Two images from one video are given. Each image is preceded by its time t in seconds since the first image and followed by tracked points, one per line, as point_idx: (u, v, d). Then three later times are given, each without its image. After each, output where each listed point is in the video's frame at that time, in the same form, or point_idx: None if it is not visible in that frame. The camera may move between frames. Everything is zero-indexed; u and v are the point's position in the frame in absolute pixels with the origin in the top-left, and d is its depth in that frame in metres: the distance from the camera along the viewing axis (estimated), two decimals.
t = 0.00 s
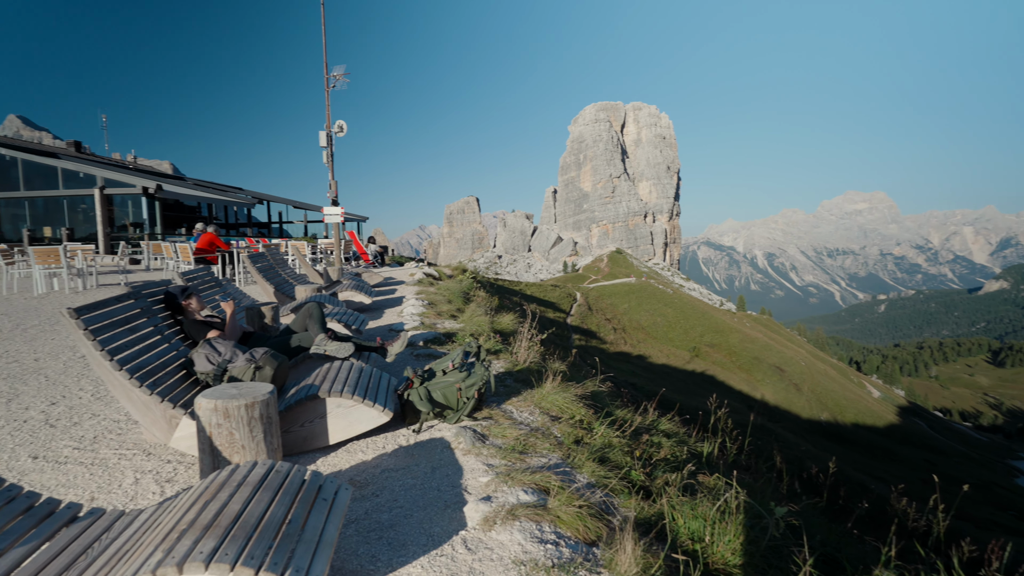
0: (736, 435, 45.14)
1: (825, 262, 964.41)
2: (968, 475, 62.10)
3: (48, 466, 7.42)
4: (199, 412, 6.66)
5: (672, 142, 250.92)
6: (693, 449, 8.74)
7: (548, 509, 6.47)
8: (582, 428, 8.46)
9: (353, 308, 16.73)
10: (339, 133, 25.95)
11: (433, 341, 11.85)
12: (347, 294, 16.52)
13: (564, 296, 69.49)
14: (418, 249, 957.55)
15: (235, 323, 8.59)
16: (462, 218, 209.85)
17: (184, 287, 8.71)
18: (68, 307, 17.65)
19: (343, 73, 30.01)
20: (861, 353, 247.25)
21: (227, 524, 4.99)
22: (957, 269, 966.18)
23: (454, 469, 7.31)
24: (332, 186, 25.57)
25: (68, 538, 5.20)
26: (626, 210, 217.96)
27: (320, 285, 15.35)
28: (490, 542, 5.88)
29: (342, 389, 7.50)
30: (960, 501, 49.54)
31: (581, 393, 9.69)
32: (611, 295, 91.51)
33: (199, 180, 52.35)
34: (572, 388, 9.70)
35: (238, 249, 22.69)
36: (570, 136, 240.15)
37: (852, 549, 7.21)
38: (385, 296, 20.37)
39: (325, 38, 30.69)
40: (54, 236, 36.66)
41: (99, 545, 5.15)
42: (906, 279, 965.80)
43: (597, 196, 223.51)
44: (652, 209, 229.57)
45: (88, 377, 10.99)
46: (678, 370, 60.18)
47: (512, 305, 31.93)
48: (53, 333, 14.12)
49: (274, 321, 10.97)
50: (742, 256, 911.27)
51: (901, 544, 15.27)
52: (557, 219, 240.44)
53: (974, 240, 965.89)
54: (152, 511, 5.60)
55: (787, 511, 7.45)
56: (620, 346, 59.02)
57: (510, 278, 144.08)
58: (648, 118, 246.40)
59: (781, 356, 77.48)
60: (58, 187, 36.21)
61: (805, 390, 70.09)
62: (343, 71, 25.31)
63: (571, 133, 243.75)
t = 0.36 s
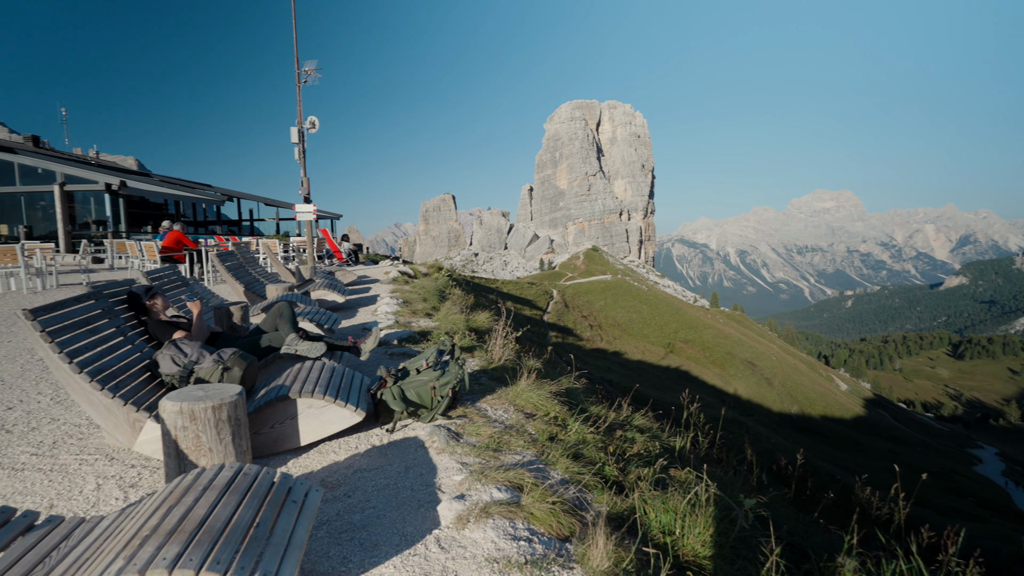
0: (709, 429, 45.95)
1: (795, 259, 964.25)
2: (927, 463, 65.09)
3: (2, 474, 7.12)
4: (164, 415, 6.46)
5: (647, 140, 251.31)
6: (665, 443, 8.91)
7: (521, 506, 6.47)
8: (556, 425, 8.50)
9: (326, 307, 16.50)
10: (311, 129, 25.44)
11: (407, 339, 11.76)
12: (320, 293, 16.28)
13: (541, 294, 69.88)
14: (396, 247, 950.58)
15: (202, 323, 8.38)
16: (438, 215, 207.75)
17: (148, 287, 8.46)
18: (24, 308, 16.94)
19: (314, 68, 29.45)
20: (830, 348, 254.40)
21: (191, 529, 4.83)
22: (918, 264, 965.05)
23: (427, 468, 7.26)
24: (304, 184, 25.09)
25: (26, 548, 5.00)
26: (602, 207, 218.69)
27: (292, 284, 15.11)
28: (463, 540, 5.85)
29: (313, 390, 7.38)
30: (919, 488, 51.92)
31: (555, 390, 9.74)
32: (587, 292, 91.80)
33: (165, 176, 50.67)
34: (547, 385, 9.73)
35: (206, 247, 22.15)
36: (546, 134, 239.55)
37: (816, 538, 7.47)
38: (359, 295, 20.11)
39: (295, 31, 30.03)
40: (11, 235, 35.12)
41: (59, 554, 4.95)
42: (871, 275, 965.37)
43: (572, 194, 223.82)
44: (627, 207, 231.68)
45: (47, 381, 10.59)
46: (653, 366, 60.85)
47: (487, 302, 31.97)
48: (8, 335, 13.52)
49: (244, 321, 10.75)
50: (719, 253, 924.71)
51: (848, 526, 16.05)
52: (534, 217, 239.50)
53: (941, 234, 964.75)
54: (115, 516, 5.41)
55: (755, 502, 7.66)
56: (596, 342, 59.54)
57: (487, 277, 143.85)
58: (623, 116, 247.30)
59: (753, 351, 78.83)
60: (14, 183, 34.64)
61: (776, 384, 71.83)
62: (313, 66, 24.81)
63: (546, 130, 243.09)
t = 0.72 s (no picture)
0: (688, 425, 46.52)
1: (770, 257, 963.93)
2: (899, 454, 67.23)
3: None
4: (134, 419, 6.28)
5: (626, 139, 252.38)
6: (644, 439, 9.04)
7: (500, 504, 6.46)
8: (536, 423, 8.52)
9: (303, 308, 16.32)
10: (287, 127, 25.06)
11: (386, 339, 11.69)
12: (297, 294, 16.09)
13: (522, 292, 70.04)
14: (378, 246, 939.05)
15: (175, 325, 8.23)
16: (418, 214, 205.57)
17: (117, 288, 8.26)
18: None
19: (291, 66, 29.05)
20: (805, 343, 259.48)
21: (163, 535, 4.70)
22: (889, 261, 962.65)
23: (406, 468, 7.22)
24: (280, 182, 24.72)
25: None
26: (582, 206, 219.37)
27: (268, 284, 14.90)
28: (442, 539, 5.83)
29: (290, 391, 7.28)
30: (889, 477, 53.64)
31: (534, 388, 9.77)
32: (568, 291, 91.87)
33: (134, 174, 49.20)
34: (527, 383, 9.76)
35: (179, 247, 21.72)
36: (525, 132, 238.67)
37: (789, 529, 7.65)
38: (338, 295, 19.92)
39: (270, 27, 29.47)
40: None
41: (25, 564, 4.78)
42: (844, 272, 965.34)
43: (553, 193, 223.97)
44: (607, 205, 233.20)
45: (11, 386, 10.27)
46: (634, 363, 61.27)
47: (467, 301, 31.95)
48: None
49: (218, 322, 10.57)
50: (702, 251, 933.88)
51: (812, 514, 16.59)
52: (514, 215, 238.86)
53: (909, 230, 964.89)
54: (83, 523, 5.27)
55: (732, 495, 7.78)
56: (577, 340, 59.89)
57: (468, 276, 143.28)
58: (602, 115, 248.06)
59: (731, 347, 79.84)
60: None
61: (753, 379, 73.19)
62: (289, 63, 24.44)
63: (526, 129, 242.21)
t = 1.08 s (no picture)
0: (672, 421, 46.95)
1: (751, 254, 960.61)
2: (877, 446, 68.89)
3: None
4: (109, 423, 6.14)
5: (609, 137, 253.24)
6: (626, 436, 9.11)
7: (482, 503, 6.45)
8: (519, 421, 8.52)
9: (284, 308, 16.17)
10: (267, 125, 24.73)
11: (369, 339, 11.63)
12: (277, 294, 15.91)
13: (506, 291, 70.07)
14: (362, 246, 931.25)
15: (151, 327, 8.09)
16: (401, 213, 204.00)
17: (90, 289, 8.11)
18: None
19: (270, 63, 28.68)
20: (785, 339, 263.62)
21: (139, 540, 4.59)
22: (865, 258, 963.94)
23: (389, 468, 7.18)
24: (259, 181, 24.39)
25: None
26: (566, 204, 219.81)
27: (248, 284, 14.69)
28: (425, 540, 5.80)
29: (270, 393, 7.20)
30: (866, 468, 54.99)
31: (518, 386, 9.81)
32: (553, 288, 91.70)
33: (109, 173, 47.90)
34: (510, 381, 9.78)
35: (155, 247, 21.35)
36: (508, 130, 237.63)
37: (768, 521, 7.80)
38: (319, 295, 19.74)
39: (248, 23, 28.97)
40: None
41: None
42: (822, 268, 964.73)
43: (536, 191, 223.65)
44: (590, 203, 234.12)
45: None
46: (617, 361, 61.56)
47: (450, 300, 31.94)
48: None
49: (196, 324, 10.41)
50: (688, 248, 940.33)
51: (785, 505, 16.97)
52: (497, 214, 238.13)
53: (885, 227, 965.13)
54: (55, 530, 5.15)
55: (713, 489, 7.89)
56: (561, 338, 60.03)
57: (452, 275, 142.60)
58: (585, 113, 248.32)
59: (713, 344, 80.61)
60: None
61: (735, 374, 74.14)
62: (268, 60, 24.10)
63: (509, 127, 241.19)
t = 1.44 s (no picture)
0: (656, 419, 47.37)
1: (734, 251, 962.01)
2: (855, 441, 70.53)
3: None
4: (82, 426, 6.00)
5: (592, 137, 254.18)
6: (610, 433, 9.20)
7: (466, 501, 6.41)
8: (503, 420, 8.53)
9: (265, 309, 16.01)
10: (247, 123, 24.37)
11: (351, 339, 11.56)
12: (258, 294, 15.71)
13: (491, 290, 70.09)
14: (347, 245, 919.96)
15: (127, 328, 7.96)
16: (384, 211, 202.12)
17: (63, 290, 7.94)
18: None
19: (250, 59, 28.23)
20: (766, 336, 267.22)
21: (113, 545, 4.49)
22: (844, 255, 964.77)
23: (371, 468, 7.13)
24: (239, 179, 24.03)
25: None
26: (550, 203, 219.88)
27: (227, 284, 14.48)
28: (407, 539, 5.77)
29: (250, 393, 7.12)
30: (844, 462, 56.29)
31: (502, 385, 9.83)
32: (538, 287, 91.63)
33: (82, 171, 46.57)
34: (494, 380, 9.79)
35: (133, 248, 20.98)
36: (492, 129, 236.73)
37: (747, 514, 7.96)
38: (301, 294, 19.55)
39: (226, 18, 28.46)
40: None
41: None
42: (802, 265, 964.90)
43: (520, 189, 223.31)
44: (575, 202, 234.65)
45: None
46: (602, 359, 61.79)
47: (434, 299, 31.87)
48: None
49: (174, 325, 10.26)
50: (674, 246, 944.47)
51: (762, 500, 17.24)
52: (482, 212, 237.10)
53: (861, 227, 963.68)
54: (28, 536, 5.03)
55: (694, 485, 8.02)
56: (546, 337, 60.16)
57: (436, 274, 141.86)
58: (569, 112, 248.74)
59: (697, 342, 81.13)
60: None
61: (718, 372, 74.94)
62: (247, 57, 23.73)
63: (493, 125, 240.28)
